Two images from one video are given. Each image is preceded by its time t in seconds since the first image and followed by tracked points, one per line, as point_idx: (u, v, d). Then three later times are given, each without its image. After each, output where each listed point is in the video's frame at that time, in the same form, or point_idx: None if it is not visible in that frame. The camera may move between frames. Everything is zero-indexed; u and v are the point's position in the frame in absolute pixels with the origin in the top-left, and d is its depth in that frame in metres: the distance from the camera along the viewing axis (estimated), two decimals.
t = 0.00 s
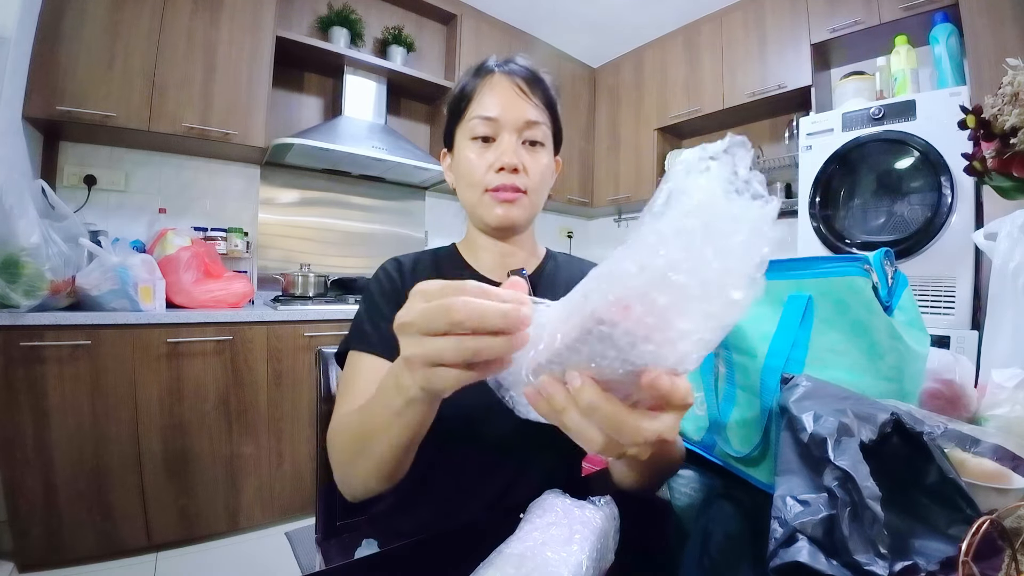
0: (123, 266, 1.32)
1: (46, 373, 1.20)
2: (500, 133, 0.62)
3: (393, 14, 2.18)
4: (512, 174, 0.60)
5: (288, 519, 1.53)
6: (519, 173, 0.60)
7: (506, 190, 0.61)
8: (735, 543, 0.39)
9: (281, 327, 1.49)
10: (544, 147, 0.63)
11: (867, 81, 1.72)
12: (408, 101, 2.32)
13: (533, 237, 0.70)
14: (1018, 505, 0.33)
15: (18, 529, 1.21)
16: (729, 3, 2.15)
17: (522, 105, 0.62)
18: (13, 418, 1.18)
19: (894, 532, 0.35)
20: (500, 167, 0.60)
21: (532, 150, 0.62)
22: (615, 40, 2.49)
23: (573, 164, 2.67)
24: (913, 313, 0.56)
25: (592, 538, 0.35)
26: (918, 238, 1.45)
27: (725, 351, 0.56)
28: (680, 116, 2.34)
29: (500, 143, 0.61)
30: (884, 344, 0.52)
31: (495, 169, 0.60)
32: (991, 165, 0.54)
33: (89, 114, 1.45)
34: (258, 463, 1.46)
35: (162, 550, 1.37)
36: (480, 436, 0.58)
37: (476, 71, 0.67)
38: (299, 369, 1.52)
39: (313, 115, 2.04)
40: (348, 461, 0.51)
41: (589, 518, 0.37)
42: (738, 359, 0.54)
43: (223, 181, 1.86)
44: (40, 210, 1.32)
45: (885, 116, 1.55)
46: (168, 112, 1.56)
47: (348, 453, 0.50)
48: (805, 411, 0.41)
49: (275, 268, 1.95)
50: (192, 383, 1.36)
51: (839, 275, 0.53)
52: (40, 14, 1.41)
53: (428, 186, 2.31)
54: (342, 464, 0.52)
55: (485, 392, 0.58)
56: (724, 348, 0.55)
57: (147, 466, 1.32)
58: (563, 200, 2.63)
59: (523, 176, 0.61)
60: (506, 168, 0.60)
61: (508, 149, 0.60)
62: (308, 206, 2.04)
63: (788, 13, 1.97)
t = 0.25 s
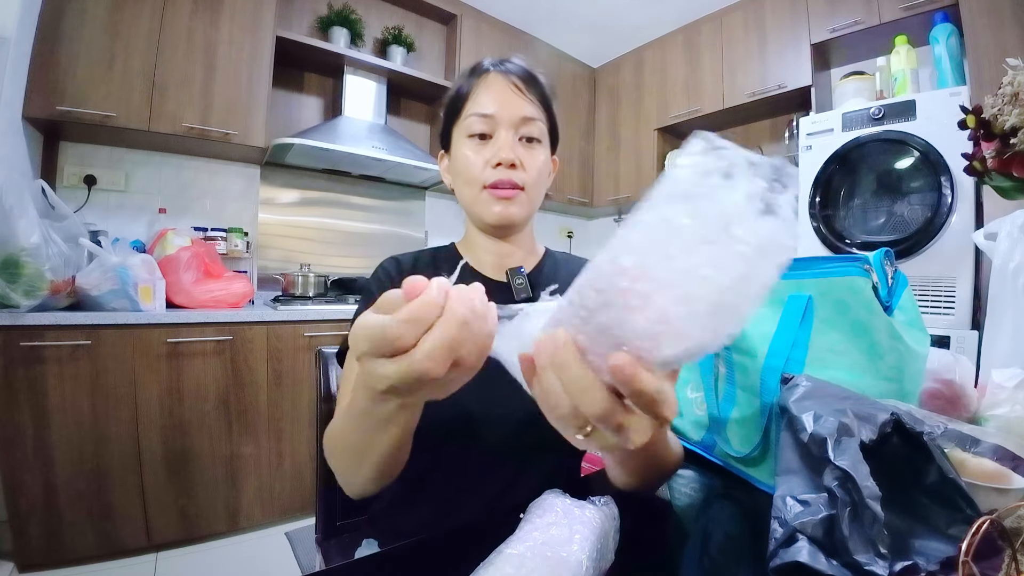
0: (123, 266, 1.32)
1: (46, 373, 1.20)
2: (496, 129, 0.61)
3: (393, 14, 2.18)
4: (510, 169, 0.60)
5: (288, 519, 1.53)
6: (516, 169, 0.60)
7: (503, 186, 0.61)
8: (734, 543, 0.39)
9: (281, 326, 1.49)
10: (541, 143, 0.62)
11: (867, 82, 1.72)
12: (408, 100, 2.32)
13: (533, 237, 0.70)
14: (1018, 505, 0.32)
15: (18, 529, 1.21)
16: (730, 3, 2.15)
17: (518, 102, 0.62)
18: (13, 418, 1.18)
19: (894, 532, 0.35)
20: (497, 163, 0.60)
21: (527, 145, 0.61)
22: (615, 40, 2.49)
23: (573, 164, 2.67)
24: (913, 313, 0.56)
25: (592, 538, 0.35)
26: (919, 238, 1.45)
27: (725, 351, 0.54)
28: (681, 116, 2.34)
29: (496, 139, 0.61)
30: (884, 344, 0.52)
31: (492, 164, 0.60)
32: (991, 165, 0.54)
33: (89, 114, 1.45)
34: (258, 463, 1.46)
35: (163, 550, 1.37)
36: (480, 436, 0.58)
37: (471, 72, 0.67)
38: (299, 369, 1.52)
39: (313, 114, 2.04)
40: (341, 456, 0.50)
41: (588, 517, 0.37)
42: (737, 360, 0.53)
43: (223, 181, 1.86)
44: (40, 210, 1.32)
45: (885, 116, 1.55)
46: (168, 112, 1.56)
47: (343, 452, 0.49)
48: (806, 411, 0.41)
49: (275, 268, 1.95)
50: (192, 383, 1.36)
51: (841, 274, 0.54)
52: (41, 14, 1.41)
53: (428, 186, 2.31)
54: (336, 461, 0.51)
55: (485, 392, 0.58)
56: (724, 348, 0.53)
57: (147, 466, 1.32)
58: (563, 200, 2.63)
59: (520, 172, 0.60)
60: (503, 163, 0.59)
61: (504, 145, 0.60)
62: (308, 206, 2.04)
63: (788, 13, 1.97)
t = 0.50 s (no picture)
0: (123, 266, 1.32)
1: (46, 373, 1.20)
2: (494, 125, 0.62)
3: (392, 14, 2.18)
4: (508, 165, 0.60)
5: (287, 519, 1.53)
6: (514, 165, 0.60)
7: (500, 182, 0.60)
8: (734, 543, 0.39)
9: (281, 327, 1.49)
10: (538, 138, 0.64)
11: (867, 82, 1.72)
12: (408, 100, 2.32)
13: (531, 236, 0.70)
14: (1018, 505, 0.32)
15: (18, 529, 1.21)
16: (729, 3, 2.15)
17: (516, 97, 0.63)
18: (13, 418, 1.18)
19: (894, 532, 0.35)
20: (495, 158, 0.60)
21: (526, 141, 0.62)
22: (615, 40, 2.49)
23: (573, 164, 2.67)
24: (913, 313, 0.56)
25: (592, 538, 0.35)
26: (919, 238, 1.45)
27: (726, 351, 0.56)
28: (680, 116, 2.34)
29: (495, 134, 0.62)
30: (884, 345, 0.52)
31: (490, 160, 0.60)
32: (991, 165, 0.54)
33: (89, 114, 1.45)
34: (258, 463, 1.46)
35: (162, 550, 1.37)
36: (479, 437, 0.58)
37: (467, 69, 0.67)
38: (299, 369, 1.52)
39: (313, 114, 2.04)
40: (339, 456, 0.50)
41: (589, 519, 0.37)
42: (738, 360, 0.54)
43: (223, 181, 1.86)
44: (40, 210, 1.32)
45: (885, 116, 1.55)
46: (168, 112, 1.55)
47: (341, 452, 0.49)
48: (805, 411, 0.41)
49: (275, 269, 1.95)
50: (192, 383, 1.36)
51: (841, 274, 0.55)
52: (41, 14, 1.41)
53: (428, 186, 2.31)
54: (334, 461, 0.51)
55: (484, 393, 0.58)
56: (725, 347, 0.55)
57: (147, 466, 1.32)
58: (563, 200, 2.63)
59: (518, 168, 0.60)
60: (501, 159, 0.59)
61: (502, 141, 0.61)
62: (308, 206, 2.04)
63: (788, 13, 1.97)
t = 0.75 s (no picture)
0: (123, 266, 1.32)
1: (46, 373, 1.20)
2: (497, 124, 0.62)
3: (392, 14, 2.18)
4: (511, 166, 0.60)
5: (287, 519, 1.53)
6: (517, 165, 0.60)
7: (503, 183, 0.60)
8: (734, 542, 0.39)
9: (281, 327, 1.49)
10: (540, 139, 0.64)
11: (867, 82, 1.72)
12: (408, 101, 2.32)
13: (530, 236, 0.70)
14: (1018, 505, 0.33)
15: (18, 530, 1.21)
16: (729, 3, 2.15)
17: (519, 96, 0.63)
18: (12, 418, 1.18)
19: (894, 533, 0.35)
20: (498, 159, 0.60)
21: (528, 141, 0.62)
22: (615, 40, 2.49)
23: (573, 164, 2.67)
24: (914, 313, 0.56)
25: (592, 538, 0.35)
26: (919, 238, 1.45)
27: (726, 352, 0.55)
28: (680, 116, 2.34)
29: (497, 134, 0.62)
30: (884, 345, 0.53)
31: (493, 160, 0.60)
32: (991, 165, 0.54)
33: (89, 114, 1.45)
34: (258, 463, 1.46)
35: (162, 550, 1.37)
36: (479, 437, 0.58)
37: (469, 66, 0.67)
38: (299, 369, 1.52)
39: (313, 115, 2.04)
40: (339, 456, 0.50)
41: (591, 519, 0.37)
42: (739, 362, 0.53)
43: (223, 181, 1.86)
44: (41, 210, 1.32)
45: (885, 116, 1.55)
46: (168, 111, 1.55)
47: (342, 453, 0.49)
48: (805, 411, 0.41)
49: (275, 269, 1.95)
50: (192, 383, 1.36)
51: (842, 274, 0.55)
52: (41, 14, 1.41)
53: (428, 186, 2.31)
54: (334, 461, 0.51)
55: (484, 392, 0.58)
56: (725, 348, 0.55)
57: (147, 466, 1.32)
58: (563, 200, 2.63)
59: (521, 168, 0.60)
60: (504, 159, 0.59)
61: (505, 140, 0.61)
62: (308, 206, 2.04)
63: (787, 13, 1.97)
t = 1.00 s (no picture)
0: (123, 266, 1.32)
1: (46, 373, 1.20)
2: (503, 117, 0.62)
3: (392, 14, 2.18)
4: (518, 156, 0.60)
5: (287, 519, 1.53)
6: (525, 156, 0.60)
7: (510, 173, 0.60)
8: (734, 542, 0.39)
9: (282, 327, 1.49)
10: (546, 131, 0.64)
11: (867, 82, 1.72)
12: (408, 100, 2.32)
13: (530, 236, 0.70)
14: (1018, 505, 0.32)
15: (18, 530, 1.21)
16: (729, 3, 2.15)
17: (524, 90, 0.64)
18: (12, 418, 1.18)
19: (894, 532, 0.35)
20: (506, 149, 0.60)
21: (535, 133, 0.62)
22: (615, 40, 2.49)
23: (572, 164, 2.67)
24: (912, 313, 0.56)
25: (592, 538, 0.35)
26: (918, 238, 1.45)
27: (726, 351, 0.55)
28: (681, 116, 2.34)
29: (503, 126, 0.62)
30: (884, 345, 0.52)
31: (500, 151, 0.60)
32: (991, 165, 0.54)
33: (89, 114, 1.45)
34: (258, 463, 1.46)
35: (162, 550, 1.37)
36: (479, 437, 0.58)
37: (472, 65, 0.67)
38: (299, 369, 1.52)
39: (313, 115, 2.04)
40: (339, 456, 0.50)
41: (592, 518, 0.37)
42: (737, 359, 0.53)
43: (223, 181, 1.86)
44: (40, 210, 1.32)
45: (885, 116, 1.55)
46: (168, 111, 1.56)
47: (342, 453, 0.49)
48: (805, 411, 0.41)
49: (275, 269, 1.95)
50: (192, 383, 1.36)
51: (841, 274, 0.53)
52: (41, 15, 1.41)
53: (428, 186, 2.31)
54: (334, 461, 0.51)
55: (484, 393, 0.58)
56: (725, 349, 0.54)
57: (147, 466, 1.32)
58: (563, 200, 2.63)
59: (528, 159, 0.60)
60: (511, 149, 0.60)
61: (512, 132, 0.61)
62: (308, 206, 2.04)
63: (787, 13, 1.97)
